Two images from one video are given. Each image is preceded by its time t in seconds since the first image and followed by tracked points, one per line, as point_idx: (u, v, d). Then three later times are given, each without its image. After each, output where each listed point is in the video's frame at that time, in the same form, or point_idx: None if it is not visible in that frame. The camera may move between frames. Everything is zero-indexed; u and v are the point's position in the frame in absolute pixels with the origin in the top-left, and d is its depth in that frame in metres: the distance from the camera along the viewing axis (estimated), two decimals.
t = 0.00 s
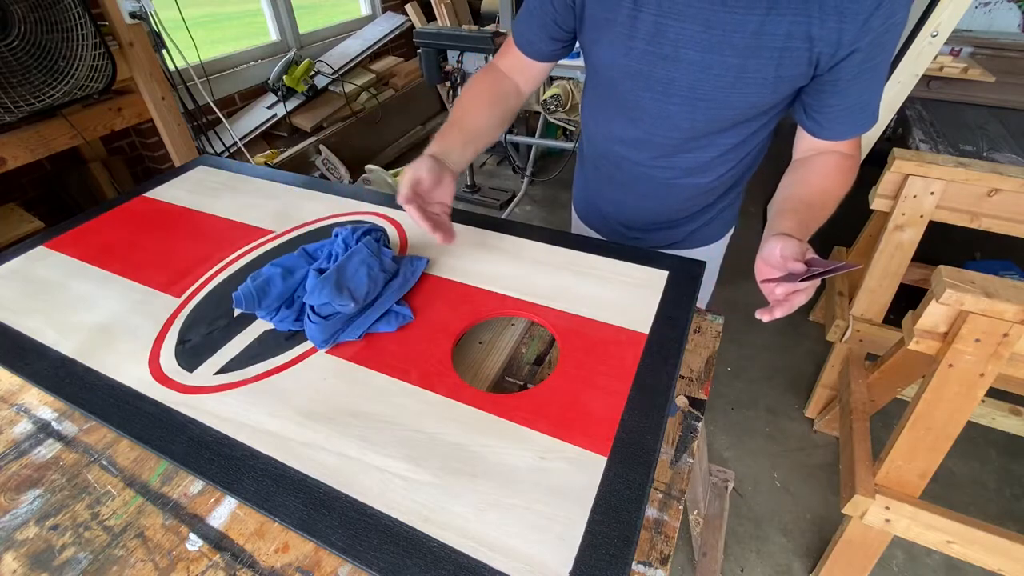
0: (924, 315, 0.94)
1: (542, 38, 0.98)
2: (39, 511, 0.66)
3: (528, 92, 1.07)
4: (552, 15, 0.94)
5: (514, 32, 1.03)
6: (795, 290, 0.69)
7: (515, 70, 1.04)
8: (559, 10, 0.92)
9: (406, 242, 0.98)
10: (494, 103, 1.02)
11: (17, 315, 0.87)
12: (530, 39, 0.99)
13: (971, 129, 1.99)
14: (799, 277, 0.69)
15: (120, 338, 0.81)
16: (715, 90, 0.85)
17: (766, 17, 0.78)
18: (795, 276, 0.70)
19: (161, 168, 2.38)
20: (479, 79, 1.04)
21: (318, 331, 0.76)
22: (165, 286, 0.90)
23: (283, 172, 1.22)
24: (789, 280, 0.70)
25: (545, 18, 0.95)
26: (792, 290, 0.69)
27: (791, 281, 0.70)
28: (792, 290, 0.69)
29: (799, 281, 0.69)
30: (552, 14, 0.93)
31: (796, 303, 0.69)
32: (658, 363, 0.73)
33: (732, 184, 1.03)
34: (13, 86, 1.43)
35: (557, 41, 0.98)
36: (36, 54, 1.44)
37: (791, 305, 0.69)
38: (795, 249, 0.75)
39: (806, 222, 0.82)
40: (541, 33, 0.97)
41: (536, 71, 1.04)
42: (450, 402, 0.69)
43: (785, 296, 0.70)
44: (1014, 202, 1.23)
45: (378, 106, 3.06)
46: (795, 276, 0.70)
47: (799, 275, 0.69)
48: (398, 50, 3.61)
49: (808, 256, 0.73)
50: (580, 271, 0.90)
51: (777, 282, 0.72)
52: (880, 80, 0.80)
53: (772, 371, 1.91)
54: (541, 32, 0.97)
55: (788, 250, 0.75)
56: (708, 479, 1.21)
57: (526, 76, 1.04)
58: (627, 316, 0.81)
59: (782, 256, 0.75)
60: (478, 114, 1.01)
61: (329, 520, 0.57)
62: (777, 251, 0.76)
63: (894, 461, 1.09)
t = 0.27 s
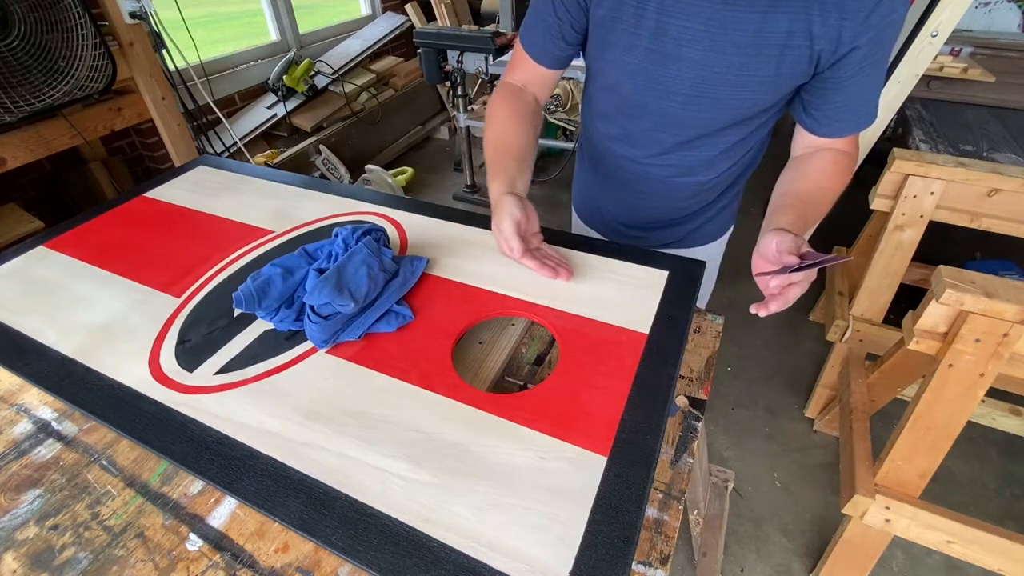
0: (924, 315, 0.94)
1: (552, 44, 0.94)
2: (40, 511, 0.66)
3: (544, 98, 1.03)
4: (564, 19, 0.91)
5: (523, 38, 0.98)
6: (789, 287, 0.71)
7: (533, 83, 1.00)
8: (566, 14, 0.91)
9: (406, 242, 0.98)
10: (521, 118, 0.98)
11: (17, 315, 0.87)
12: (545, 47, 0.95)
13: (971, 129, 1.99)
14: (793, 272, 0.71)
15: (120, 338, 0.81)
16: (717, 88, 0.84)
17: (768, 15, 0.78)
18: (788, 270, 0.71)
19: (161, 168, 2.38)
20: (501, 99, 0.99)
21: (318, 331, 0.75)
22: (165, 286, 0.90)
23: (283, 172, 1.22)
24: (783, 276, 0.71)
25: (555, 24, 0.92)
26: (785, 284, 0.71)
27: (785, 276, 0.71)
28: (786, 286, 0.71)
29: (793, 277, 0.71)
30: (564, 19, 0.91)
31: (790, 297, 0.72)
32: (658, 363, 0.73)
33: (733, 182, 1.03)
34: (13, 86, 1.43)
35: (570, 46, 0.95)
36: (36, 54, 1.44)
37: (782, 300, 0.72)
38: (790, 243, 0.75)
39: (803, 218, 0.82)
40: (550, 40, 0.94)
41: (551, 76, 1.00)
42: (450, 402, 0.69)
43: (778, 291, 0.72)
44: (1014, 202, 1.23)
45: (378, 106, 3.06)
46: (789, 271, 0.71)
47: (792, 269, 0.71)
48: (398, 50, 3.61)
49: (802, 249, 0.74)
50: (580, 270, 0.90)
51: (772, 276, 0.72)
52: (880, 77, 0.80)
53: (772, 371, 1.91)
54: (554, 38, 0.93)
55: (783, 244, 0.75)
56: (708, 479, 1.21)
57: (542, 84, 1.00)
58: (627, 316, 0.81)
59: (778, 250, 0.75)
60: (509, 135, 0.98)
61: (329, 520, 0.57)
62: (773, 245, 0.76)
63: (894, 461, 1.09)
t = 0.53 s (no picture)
0: (924, 315, 0.94)
1: (530, 23, 0.96)
2: (40, 511, 0.66)
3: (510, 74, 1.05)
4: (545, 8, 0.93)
5: (502, 8, 1.00)
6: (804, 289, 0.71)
7: (500, 49, 1.02)
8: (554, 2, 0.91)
9: (406, 242, 0.98)
10: (477, 78, 0.99)
11: (17, 315, 0.87)
12: (522, 24, 0.96)
13: (971, 129, 1.99)
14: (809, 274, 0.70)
15: (120, 338, 0.81)
16: (723, 87, 0.84)
17: (776, 15, 0.78)
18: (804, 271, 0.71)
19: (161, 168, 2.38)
20: (462, 54, 1.00)
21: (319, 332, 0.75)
22: (165, 286, 0.90)
23: (282, 172, 1.22)
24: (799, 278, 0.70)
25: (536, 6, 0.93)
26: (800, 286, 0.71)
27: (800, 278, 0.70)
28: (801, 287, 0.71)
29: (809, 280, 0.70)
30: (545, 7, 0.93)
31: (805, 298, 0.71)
32: (658, 363, 0.73)
33: (734, 181, 1.03)
34: (13, 86, 1.43)
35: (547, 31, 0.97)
36: (36, 54, 1.44)
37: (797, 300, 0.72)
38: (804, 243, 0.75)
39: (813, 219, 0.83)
40: (530, 15, 0.95)
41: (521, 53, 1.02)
42: (450, 402, 0.69)
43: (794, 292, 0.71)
44: (1014, 202, 1.23)
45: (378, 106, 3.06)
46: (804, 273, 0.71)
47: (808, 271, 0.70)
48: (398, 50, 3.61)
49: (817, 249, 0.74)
50: (580, 270, 0.90)
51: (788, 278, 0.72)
52: (884, 78, 0.81)
53: (772, 371, 1.91)
54: (533, 19, 0.95)
55: (797, 245, 0.75)
56: (708, 479, 1.21)
57: (510, 56, 1.02)
58: (627, 316, 0.81)
59: (792, 250, 0.75)
60: (459, 89, 0.98)
61: (329, 520, 0.57)
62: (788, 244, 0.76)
63: (894, 461, 1.09)
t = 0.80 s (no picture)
0: (924, 315, 0.94)
1: (551, 40, 0.94)
2: (40, 511, 0.66)
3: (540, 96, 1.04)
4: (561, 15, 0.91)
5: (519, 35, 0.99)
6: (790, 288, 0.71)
7: (530, 78, 1.01)
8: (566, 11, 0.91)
9: (406, 241, 0.98)
10: (517, 110, 0.98)
11: (17, 315, 0.87)
12: (543, 44, 0.95)
13: (971, 129, 1.99)
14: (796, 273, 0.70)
15: (120, 338, 0.81)
16: (723, 87, 0.84)
17: (776, 15, 0.78)
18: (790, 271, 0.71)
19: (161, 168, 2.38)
20: (495, 91, 1.00)
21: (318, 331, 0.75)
22: (165, 286, 0.90)
23: (283, 172, 1.22)
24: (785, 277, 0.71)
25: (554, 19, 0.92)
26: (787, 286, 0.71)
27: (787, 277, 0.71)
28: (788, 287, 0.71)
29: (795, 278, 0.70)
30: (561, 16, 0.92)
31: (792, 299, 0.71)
32: (658, 362, 0.73)
33: (732, 180, 1.03)
34: (13, 86, 1.43)
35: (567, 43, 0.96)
36: (36, 54, 1.44)
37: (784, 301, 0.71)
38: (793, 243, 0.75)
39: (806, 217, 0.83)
40: (551, 36, 0.94)
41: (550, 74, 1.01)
42: (450, 402, 0.69)
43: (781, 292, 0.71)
44: (1014, 202, 1.23)
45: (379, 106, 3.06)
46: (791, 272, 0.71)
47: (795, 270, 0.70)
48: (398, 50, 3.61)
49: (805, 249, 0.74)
50: (580, 270, 0.90)
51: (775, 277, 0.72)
52: (879, 77, 0.81)
53: (772, 371, 1.91)
54: (552, 33, 0.93)
55: (787, 245, 0.75)
56: (708, 479, 1.22)
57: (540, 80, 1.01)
58: (627, 316, 0.81)
59: (781, 250, 0.75)
60: (504, 125, 0.97)
61: (328, 519, 0.57)
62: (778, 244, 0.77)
63: (894, 461, 1.09)
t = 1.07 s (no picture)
0: (924, 315, 0.94)
1: (548, 40, 0.94)
2: (40, 511, 0.66)
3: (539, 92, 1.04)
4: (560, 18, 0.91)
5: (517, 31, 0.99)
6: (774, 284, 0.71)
7: (526, 75, 1.01)
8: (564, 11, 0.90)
9: (406, 241, 0.98)
10: (512, 105, 0.99)
11: (18, 315, 0.87)
12: (539, 43, 0.95)
13: (971, 129, 1.99)
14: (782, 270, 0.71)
15: (120, 338, 0.81)
16: (724, 87, 0.84)
17: (776, 14, 0.78)
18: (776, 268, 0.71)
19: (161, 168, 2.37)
20: (492, 86, 1.00)
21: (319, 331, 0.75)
22: (165, 286, 0.90)
23: (282, 172, 1.22)
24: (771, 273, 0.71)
25: (552, 21, 0.92)
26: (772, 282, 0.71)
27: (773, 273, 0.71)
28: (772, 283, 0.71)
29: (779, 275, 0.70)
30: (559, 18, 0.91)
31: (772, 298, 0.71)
32: (658, 362, 0.73)
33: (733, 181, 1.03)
34: (13, 86, 1.43)
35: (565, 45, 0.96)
36: (36, 54, 1.44)
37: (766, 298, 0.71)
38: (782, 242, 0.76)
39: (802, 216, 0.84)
40: (546, 36, 0.94)
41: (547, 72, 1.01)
42: (450, 402, 0.69)
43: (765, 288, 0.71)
44: (1014, 202, 1.23)
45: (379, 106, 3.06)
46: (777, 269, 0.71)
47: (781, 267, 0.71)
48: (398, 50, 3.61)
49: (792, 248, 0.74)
50: (580, 270, 0.90)
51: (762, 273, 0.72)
52: (880, 75, 0.82)
53: (772, 371, 1.91)
54: (549, 33, 0.93)
55: (775, 243, 0.75)
56: (707, 479, 1.22)
57: (538, 78, 1.01)
58: (627, 316, 0.81)
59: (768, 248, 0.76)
60: (500, 120, 0.98)
61: (329, 519, 0.57)
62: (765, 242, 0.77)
63: (894, 461, 1.09)
